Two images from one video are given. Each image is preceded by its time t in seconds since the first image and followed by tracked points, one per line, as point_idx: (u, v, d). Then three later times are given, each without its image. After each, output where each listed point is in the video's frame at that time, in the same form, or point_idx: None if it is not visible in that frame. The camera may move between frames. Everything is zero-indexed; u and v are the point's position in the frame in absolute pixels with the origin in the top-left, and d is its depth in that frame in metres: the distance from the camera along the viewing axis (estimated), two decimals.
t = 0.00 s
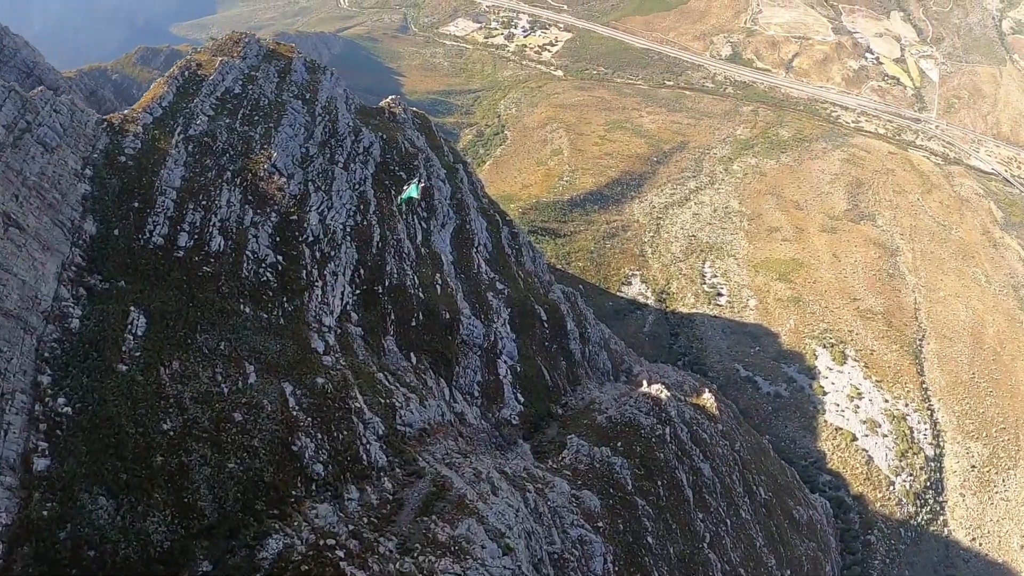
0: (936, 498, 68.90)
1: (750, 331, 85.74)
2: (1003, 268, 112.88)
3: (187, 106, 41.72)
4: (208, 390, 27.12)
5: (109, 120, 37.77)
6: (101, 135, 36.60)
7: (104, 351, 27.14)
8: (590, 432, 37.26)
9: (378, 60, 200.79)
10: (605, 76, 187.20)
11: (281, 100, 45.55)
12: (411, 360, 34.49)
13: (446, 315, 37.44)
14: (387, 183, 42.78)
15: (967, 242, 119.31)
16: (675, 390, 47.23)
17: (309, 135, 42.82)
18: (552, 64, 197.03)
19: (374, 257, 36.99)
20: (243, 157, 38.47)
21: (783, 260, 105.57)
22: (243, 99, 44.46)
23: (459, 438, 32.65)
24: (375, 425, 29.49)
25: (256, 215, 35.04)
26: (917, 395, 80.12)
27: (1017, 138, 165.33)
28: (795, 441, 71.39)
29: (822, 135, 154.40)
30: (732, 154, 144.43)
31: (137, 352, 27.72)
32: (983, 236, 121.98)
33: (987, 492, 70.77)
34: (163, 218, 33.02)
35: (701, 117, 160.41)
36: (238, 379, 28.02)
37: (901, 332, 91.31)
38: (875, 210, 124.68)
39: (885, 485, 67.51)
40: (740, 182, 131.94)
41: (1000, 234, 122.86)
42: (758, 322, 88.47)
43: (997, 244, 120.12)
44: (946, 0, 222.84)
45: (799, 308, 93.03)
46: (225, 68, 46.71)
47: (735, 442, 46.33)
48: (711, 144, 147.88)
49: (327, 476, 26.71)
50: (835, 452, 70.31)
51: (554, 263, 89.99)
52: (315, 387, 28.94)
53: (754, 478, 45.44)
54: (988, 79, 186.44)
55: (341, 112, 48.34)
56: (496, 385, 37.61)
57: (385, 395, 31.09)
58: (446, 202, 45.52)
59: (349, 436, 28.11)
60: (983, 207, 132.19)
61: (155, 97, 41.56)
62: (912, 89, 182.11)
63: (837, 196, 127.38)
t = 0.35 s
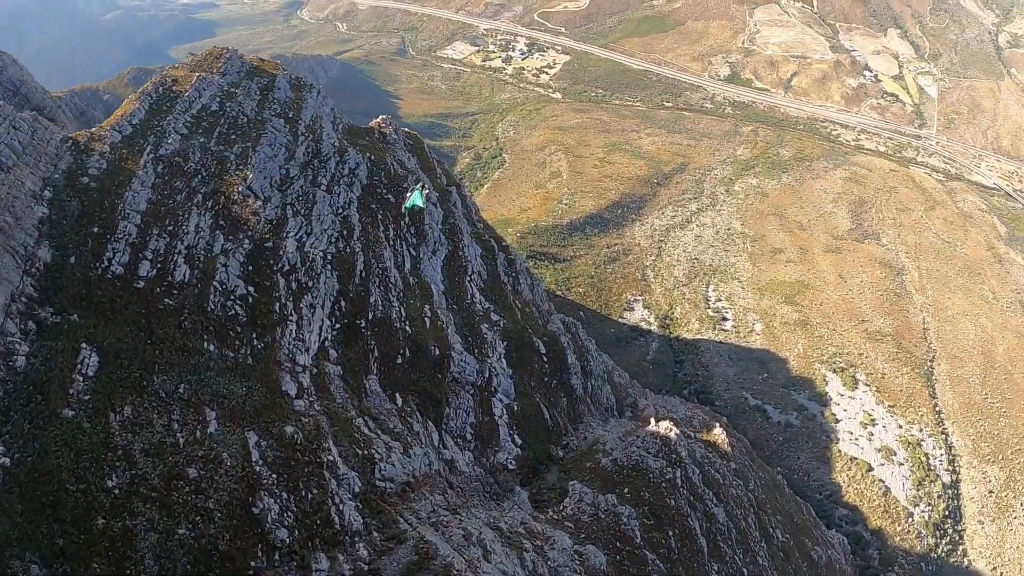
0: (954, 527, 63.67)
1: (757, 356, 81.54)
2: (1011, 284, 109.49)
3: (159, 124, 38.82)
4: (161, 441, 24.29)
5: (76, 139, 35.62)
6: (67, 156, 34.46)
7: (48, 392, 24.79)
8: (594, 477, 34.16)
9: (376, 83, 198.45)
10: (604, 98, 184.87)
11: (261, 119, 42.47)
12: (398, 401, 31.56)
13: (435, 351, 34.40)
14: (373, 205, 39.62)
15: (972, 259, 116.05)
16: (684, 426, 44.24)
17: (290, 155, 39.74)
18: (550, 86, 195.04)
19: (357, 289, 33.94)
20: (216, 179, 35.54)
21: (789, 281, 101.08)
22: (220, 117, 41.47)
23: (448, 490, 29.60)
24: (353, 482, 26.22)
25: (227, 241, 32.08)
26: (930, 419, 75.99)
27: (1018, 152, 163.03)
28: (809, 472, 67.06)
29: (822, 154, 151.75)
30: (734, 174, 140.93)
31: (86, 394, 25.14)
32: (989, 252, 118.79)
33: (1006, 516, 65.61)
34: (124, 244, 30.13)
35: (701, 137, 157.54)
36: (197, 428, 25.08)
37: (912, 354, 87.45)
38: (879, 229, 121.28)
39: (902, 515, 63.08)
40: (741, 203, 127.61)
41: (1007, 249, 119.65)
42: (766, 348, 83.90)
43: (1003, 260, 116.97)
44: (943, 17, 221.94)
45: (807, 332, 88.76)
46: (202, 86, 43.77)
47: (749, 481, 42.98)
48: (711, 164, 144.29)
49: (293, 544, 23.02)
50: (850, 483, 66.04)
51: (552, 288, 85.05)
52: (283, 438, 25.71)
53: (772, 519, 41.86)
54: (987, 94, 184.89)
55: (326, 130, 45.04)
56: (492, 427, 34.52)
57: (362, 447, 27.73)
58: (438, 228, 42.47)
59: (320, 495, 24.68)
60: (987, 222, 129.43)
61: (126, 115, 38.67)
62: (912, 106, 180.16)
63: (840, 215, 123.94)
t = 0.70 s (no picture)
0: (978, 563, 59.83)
1: (767, 388, 77.16)
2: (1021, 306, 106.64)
3: (129, 144, 35.88)
4: (103, 501, 21.74)
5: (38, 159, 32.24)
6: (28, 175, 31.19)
7: None
8: (599, 533, 30.93)
9: (374, 110, 196.00)
10: (604, 125, 182.60)
11: (241, 140, 39.30)
12: (381, 454, 28.29)
13: (423, 395, 31.43)
14: (359, 233, 36.62)
15: (979, 279, 113.25)
16: (695, 469, 41.26)
17: (270, 179, 36.70)
18: (550, 113, 193.06)
19: (337, 327, 30.95)
20: (187, 204, 32.59)
21: (796, 308, 97.14)
22: (196, 137, 38.33)
23: (434, 557, 26.35)
24: (321, 552, 23.30)
25: (193, 272, 29.30)
26: (946, 448, 72.22)
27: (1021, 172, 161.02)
28: (826, 509, 62.80)
29: (825, 178, 149.09)
30: (736, 199, 137.58)
31: (27, 444, 22.38)
32: (995, 273, 116.14)
33: None
34: (79, 274, 27.39)
35: (702, 163, 154.71)
36: (144, 490, 22.38)
37: (925, 380, 83.76)
38: (884, 252, 118.33)
39: (924, 554, 58.82)
40: (744, 229, 123.72)
41: (1014, 270, 117.02)
42: (775, 379, 79.59)
43: (1010, 280, 114.29)
44: (940, 37, 221.20)
45: (816, 360, 84.70)
46: (178, 104, 40.66)
47: (765, 527, 39.71)
48: (714, 190, 140.71)
49: None
50: (869, 520, 61.65)
51: (552, 319, 80.56)
52: (242, 502, 22.96)
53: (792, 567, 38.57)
54: (987, 114, 183.61)
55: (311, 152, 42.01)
56: (486, 478, 31.48)
57: (331, 507, 24.81)
58: (430, 261, 39.50)
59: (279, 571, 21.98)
60: (992, 242, 126.95)
61: (94, 132, 35.54)
62: (912, 127, 178.32)
63: (845, 239, 120.78)
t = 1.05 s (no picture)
0: None
1: (778, 422, 73.66)
2: None
3: (97, 159, 33.14)
4: (32, 564, 18.64)
5: None
6: None
7: None
8: None
9: (377, 134, 193.70)
10: (608, 150, 180.22)
11: (220, 157, 36.41)
12: (360, 510, 25.31)
13: (409, 442, 28.45)
14: (345, 260, 33.83)
15: (990, 304, 110.31)
16: (709, 517, 38.12)
17: (251, 200, 33.83)
18: (553, 139, 190.97)
19: (314, 366, 28.05)
20: (156, 226, 29.81)
21: (806, 337, 93.79)
22: (172, 154, 35.55)
23: None
24: None
25: (156, 300, 26.53)
26: (966, 481, 68.41)
27: None
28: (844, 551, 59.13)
29: (831, 203, 146.40)
30: (743, 225, 134.39)
31: None
32: (1006, 296, 113.27)
33: None
34: (29, 300, 24.66)
35: (707, 189, 152.01)
36: (80, 553, 19.30)
37: (941, 409, 79.99)
38: (894, 277, 115.39)
39: None
40: (751, 256, 120.69)
41: None
42: (787, 411, 76.02)
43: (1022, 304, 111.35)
44: (942, 60, 219.86)
45: (828, 391, 80.93)
46: (154, 118, 37.84)
47: None
48: (720, 216, 137.71)
49: None
50: (889, 561, 57.92)
51: (553, 351, 77.48)
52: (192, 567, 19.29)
53: None
54: (992, 136, 181.75)
55: (299, 172, 39.19)
56: (479, 535, 28.42)
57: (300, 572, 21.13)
58: (422, 291, 36.62)
59: None
60: (1002, 266, 124.20)
61: (61, 147, 32.92)
62: (918, 151, 176.07)
63: (853, 264, 117.86)
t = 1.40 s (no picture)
0: None
1: (793, 447, 70.31)
2: None
3: (64, 167, 30.52)
4: None
5: None
6: None
7: None
8: None
9: (382, 149, 191.22)
10: (616, 167, 177.53)
11: (199, 166, 33.65)
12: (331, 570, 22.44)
13: (394, 488, 25.49)
14: (331, 280, 31.13)
15: (1006, 320, 107.16)
16: (728, 561, 35.20)
17: (229, 214, 31.05)
18: (560, 155, 188.50)
19: (288, 400, 25.21)
20: (121, 241, 27.13)
21: (820, 358, 90.36)
22: (147, 163, 32.84)
23: None
24: None
25: (113, 324, 23.89)
26: (991, 509, 64.68)
27: None
28: None
29: (842, 220, 143.37)
30: (753, 243, 131.21)
31: None
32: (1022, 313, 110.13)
33: None
34: None
35: (716, 206, 149.02)
36: None
37: (960, 432, 76.14)
38: (907, 295, 112.19)
39: None
40: (762, 274, 117.59)
41: None
42: (802, 436, 72.50)
43: None
44: (950, 73, 217.40)
45: (844, 415, 77.02)
46: (131, 124, 35.22)
47: None
48: (730, 233, 134.56)
49: None
50: None
51: (559, 373, 74.30)
52: None
53: None
54: (1002, 149, 179.01)
55: (288, 184, 36.44)
56: None
57: None
58: (417, 315, 33.86)
59: None
60: (1017, 282, 121.02)
61: (27, 153, 30.42)
62: (928, 165, 173.27)
63: (866, 282, 114.67)
